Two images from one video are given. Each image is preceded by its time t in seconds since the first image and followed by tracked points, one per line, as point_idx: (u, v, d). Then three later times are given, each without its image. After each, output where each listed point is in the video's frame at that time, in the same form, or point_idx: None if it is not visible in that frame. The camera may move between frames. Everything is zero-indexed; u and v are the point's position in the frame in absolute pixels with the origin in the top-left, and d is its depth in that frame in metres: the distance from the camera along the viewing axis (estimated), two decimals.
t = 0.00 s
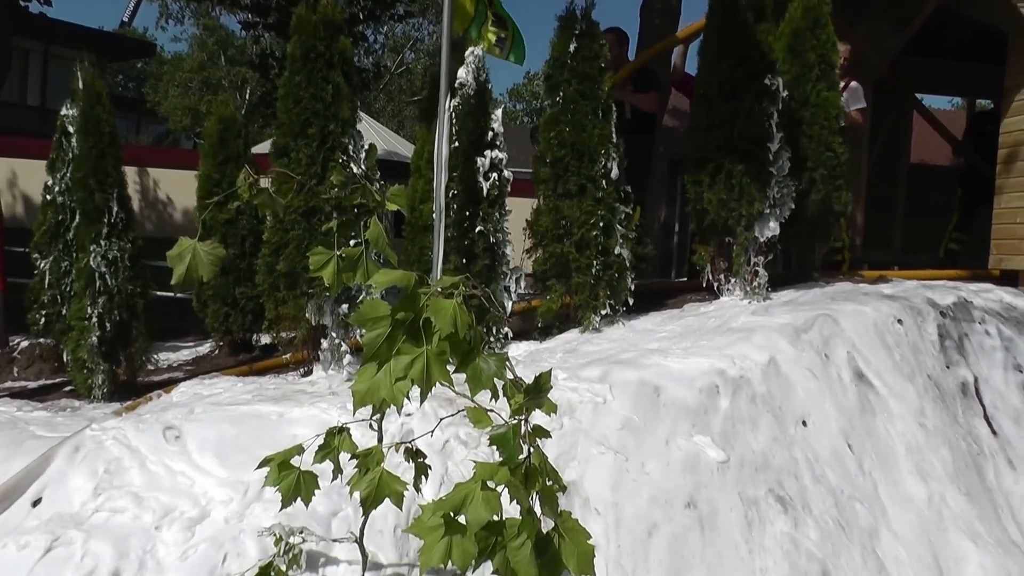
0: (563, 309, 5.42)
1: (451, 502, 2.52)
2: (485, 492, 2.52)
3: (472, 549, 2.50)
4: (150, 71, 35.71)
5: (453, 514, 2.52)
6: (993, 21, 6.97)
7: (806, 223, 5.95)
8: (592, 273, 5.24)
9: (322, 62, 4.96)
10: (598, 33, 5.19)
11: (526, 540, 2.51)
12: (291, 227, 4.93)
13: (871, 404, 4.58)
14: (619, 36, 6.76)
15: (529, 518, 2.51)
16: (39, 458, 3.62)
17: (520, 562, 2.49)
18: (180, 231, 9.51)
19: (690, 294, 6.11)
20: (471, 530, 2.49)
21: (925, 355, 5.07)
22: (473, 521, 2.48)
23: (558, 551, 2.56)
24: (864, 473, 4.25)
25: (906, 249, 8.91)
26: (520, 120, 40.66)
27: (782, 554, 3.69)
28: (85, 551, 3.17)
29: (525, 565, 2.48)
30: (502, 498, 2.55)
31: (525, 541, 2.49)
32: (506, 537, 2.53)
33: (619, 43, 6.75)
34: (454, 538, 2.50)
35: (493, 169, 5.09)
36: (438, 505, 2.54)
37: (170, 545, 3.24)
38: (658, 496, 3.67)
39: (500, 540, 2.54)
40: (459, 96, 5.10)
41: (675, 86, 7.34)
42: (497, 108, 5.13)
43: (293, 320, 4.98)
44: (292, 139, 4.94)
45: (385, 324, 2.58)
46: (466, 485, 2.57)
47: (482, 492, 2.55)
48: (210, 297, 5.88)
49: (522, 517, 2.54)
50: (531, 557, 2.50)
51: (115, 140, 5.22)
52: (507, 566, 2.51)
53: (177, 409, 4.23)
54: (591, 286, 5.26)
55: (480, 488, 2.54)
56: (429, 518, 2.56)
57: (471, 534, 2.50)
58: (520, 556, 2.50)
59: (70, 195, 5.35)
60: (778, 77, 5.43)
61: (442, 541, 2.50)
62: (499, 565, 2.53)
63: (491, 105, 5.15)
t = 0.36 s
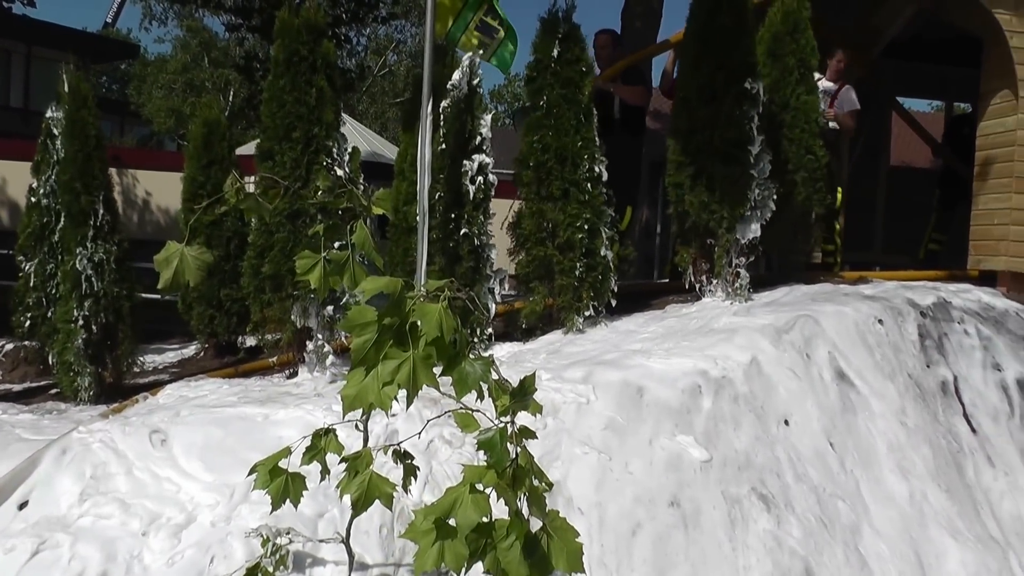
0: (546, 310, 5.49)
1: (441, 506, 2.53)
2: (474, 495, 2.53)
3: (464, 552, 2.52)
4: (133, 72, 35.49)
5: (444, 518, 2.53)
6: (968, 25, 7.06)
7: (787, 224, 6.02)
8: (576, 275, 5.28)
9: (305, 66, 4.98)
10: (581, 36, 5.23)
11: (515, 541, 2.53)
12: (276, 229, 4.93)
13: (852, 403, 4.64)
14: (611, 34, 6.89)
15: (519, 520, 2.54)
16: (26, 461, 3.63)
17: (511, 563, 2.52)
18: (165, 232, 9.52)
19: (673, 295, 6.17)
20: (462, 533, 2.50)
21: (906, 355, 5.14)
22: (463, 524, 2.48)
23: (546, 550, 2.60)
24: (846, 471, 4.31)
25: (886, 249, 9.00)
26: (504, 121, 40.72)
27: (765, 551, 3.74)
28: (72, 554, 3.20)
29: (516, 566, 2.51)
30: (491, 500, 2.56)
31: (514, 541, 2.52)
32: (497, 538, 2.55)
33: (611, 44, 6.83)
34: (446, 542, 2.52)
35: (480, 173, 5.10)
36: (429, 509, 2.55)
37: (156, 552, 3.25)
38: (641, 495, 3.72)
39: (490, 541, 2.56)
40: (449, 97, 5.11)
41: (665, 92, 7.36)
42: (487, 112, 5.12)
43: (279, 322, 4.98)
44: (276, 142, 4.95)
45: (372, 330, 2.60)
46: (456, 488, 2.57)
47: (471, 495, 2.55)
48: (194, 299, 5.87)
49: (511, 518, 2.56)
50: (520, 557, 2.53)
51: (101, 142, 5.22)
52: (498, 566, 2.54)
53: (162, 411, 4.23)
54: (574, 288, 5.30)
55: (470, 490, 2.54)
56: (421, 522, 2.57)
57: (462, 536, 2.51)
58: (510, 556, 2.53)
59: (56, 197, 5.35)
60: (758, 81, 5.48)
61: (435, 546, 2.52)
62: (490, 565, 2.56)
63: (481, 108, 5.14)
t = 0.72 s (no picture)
0: (532, 317, 5.49)
1: (430, 512, 2.53)
2: (463, 501, 2.53)
3: (453, 557, 2.52)
4: (118, 78, 35.40)
5: (433, 524, 2.53)
6: (947, 34, 7.16)
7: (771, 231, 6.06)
8: (559, 281, 5.31)
9: (292, 74, 5.00)
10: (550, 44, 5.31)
11: (505, 546, 2.51)
12: (263, 237, 4.95)
13: (836, 407, 4.69)
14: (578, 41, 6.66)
15: (508, 526, 2.51)
16: (13, 468, 3.63)
17: (499, 568, 2.49)
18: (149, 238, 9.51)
19: (657, 301, 6.21)
20: (451, 539, 2.50)
21: (889, 359, 5.20)
22: (453, 531, 2.48)
23: (534, 554, 2.56)
24: (830, 474, 4.35)
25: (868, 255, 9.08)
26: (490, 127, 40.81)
27: (751, 554, 3.78)
28: (60, 562, 3.22)
29: (504, 571, 2.49)
30: (481, 507, 2.55)
31: (504, 548, 2.49)
32: (486, 544, 2.53)
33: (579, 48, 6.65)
34: (434, 548, 2.53)
35: (462, 179, 5.16)
36: (418, 515, 2.55)
37: (144, 564, 3.26)
38: (627, 499, 3.76)
39: (479, 548, 2.54)
40: (425, 107, 5.12)
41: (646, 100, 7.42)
42: (465, 118, 5.19)
43: (265, 329, 5.00)
44: (263, 150, 4.98)
45: (360, 338, 2.63)
46: (445, 494, 2.57)
47: (460, 500, 2.55)
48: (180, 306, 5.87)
49: (501, 523, 2.53)
50: (509, 563, 2.51)
51: (89, 149, 5.21)
52: (487, 572, 2.52)
53: (149, 419, 4.24)
54: (558, 294, 5.33)
55: (459, 496, 2.54)
56: (410, 529, 2.57)
57: (451, 543, 2.51)
58: (499, 562, 2.51)
59: (44, 204, 5.35)
60: (741, 88, 5.46)
61: (423, 550, 2.52)
62: (479, 571, 2.54)
63: (459, 114, 5.21)
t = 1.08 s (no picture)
0: (518, 325, 5.51)
1: (421, 518, 2.53)
2: (454, 507, 2.53)
3: (443, 563, 2.52)
4: (104, 86, 35.27)
5: (424, 529, 2.53)
6: (930, 43, 7.26)
7: (755, 238, 6.12)
8: (546, 289, 5.34)
9: (280, 83, 5.01)
10: (539, 54, 5.35)
11: (495, 552, 2.51)
12: (251, 246, 4.95)
13: (822, 413, 4.72)
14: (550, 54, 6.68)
15: (498, 532, 2.50)
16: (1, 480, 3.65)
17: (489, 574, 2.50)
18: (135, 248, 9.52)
19: (643, 309, 6.24)
20: (442, 545, 2.49)
21: (874, 366, 5.24)
22: (443, 537, 2.48)
23: (524, 559, 2.57)
24: (817, 480, 4.39)
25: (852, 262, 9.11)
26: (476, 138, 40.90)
27: (738, 560, 3.81)
28: (47, 573, 3.21)
29: None
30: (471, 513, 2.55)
31: (494, 554, 2.49)
32: (476, 550, 2.54)
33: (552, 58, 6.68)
34: (425, 553, 2.53)
35: (452, 189, 5.15)
36: (409, 520, 2.55)
37: None
38: (615, 506, 3.78)
39: (469, 553, 2.54)
40: (419, 115, 5.18)
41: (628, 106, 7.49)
42: (457, 128, 5.16)
43: (253, 338, 5.00)
44: (251, 159, 4.99)
45: (356, 344, 2.61)
46: (435, 500, 2.56)
47: (450, 507, 2.55)
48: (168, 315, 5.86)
49: (491, 530, 2.53)
50: (498, 569, 2.51)
51: (77, 159, 5.22)
52: None
53: (137, 429, 4.23)
54: (545, 302, 5.35)
55: (449, 503, 2.54)
56: (400, 535, 2.58)
57: (442, 549, 2.52)
58: (488, 568, 2.51)
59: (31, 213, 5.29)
60: (726, 97, 5.54)
61: (414, 556, 2.53)
62: None
63: (451, 124, 5.18)
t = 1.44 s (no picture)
0: (507, 333, 5.51)
1: (416, 523, 2.41)
2: (449, 512, 2.40)
3: (439, 569, 2.39)
4: (91, 94, 35.22)
5: (419, 535, 2.41)
6: (912, 53, 7.34)
7: (741, 247, 6.16)
8: (536, 298, 5.34)
9: (268, 92, 5.01)
10: (527, 63, 5.38)
11: (492, 557, 2.39)
12: (239, 255, 4.94)
13: (810, 421, 4.74)
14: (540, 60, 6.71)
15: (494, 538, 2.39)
16: None
17: None
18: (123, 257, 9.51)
19: (632, 318, 6.27)
20: (437, 550, 2.36)
21: (861, 374, 5.27)
22: (439, 541, 2.35)
23: (519, 565, 2.47)
24: (805, 487, 4.40)
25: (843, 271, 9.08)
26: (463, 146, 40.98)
27: (727, 567, 3.82)
28: None
29: None
30: (467, 519, 2.43)
31: (490, 559, 2.38)
32: (472, 555, 2.41)
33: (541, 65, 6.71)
34: (420, 558, 2.40)
35: (438, 198, 5.20)
36: (403, 525, 2.43)
37: None
38: (605, 514, 3.79)
39: (465, 559, 2.42)
40: (402, 126, 5.14)
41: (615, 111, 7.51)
42: (442, 137, 5.23)
43: (242, 347, 5.00)
44: (240, 168, 4.98)
45: (344, 354, 2.60)
46: (430, 505, 2.45)
47: (446, 513, 2.42)
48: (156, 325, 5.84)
49: (487, 534, 2.42)
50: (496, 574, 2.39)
51: (64, 168, 5.21)
52: None
53: (125, 439, 4.22)
54: (535, 311, 5.35)
55: (445, 508, 2.42)
56: (396, 541, 2.46)
57: (438, 554, 2.38)
58: (485, 574, 2.39)
59: (18, 223, 5.22)
60: (713, 107, 5.59)
61: (409, 562, 2.40)
62: None
63: (436, 133, 5.24)
